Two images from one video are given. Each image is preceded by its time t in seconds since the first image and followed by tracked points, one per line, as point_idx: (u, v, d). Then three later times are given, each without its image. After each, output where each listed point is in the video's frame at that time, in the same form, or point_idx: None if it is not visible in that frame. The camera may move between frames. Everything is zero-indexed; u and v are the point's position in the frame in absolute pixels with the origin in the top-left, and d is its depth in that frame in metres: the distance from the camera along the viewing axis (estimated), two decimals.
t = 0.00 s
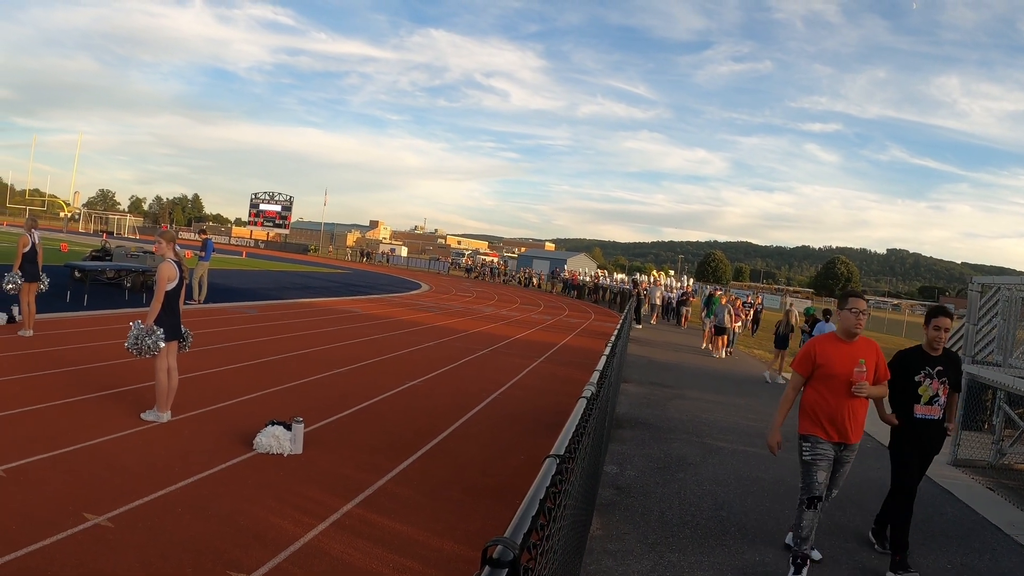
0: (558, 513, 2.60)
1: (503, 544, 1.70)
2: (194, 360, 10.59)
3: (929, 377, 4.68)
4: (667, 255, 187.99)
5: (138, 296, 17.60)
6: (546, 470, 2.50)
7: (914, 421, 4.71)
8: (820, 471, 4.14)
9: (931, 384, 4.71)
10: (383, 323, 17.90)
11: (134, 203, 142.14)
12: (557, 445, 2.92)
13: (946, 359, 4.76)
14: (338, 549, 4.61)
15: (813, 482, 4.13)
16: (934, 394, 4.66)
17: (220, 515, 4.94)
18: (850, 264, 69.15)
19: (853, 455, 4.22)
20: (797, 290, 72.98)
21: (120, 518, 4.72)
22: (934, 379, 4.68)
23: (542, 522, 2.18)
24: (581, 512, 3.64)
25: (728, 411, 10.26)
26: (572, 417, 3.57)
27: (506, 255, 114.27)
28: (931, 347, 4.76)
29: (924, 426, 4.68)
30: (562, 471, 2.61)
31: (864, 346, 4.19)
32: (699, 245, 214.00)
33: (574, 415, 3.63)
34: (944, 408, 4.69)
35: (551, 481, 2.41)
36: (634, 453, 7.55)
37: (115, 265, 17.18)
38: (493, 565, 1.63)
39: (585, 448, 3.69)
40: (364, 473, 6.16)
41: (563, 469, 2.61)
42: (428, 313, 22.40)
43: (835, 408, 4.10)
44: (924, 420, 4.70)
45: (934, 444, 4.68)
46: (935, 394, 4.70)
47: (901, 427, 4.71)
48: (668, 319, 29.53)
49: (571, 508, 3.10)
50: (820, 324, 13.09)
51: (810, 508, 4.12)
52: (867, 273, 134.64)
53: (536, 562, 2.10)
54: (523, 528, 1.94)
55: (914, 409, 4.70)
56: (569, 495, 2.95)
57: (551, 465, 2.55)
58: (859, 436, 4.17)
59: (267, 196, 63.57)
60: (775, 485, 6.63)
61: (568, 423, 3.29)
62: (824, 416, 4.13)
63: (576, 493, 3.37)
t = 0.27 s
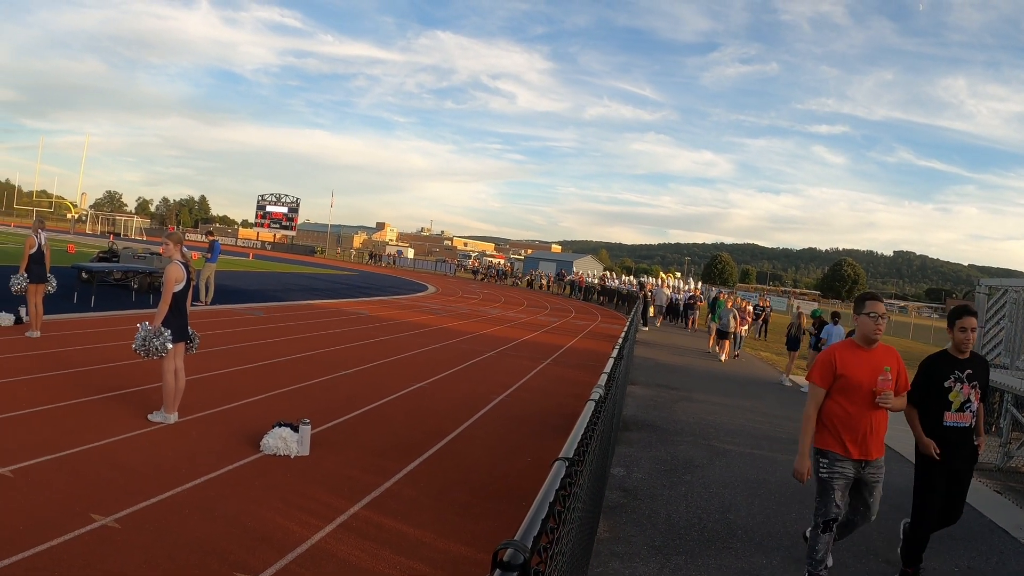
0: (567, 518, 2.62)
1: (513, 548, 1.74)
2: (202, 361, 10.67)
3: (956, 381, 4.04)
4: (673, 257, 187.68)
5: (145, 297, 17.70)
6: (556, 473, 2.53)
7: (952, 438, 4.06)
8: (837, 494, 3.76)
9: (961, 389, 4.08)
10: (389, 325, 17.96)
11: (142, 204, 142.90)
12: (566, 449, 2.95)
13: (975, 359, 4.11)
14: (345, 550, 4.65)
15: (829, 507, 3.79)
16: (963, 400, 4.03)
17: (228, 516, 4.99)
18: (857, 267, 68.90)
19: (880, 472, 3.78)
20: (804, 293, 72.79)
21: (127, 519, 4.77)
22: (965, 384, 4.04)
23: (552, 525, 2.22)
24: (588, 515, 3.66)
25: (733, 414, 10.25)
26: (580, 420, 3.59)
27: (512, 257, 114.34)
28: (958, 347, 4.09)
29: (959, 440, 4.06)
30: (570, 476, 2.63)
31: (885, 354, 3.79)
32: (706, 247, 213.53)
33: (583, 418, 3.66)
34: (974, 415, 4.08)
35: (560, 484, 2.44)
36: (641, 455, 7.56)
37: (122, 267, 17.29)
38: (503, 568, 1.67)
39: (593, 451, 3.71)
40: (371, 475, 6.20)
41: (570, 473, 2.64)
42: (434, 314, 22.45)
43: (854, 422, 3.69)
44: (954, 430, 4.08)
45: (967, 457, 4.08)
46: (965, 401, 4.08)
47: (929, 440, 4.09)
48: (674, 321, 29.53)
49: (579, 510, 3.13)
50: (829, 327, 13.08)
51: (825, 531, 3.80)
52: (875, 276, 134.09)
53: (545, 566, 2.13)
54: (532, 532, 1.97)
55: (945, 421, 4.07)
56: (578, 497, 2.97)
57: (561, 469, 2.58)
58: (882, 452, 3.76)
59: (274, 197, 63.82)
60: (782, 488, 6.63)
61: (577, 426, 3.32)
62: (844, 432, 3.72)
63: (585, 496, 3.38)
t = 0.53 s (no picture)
0: (574, 519, 2.64)
1: (523, 550, 1.78)
2: (208, 362, 10.72)
3: (989, 394, 3.80)
4: (679, 259, 187.42)
5: (152, 298, 17.81)
6: (563, 475, 2.56)
7: (980, 453, 3.83)
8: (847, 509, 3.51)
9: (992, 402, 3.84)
10: (395, 326, 18.01)
11: (149, 205, 143.55)
12: (574, 451, 2.97)
13: (1009, 370, 3.85)
14: (351, 551, 4.68)
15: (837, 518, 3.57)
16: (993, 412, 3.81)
17: (234, 517, 5.03)
18: (863, 269, 68.73)
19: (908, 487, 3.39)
20: (809, 295, 72.66)
21: (133, 519, 4.81)
22: (997, 397, 3.80)
23: (560, 528, 2.25)
24: (595, 516, 3.68)
25: (739, 416, 10.25)
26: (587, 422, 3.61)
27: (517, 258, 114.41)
28: (991, 357, 3.84)
29: (990, 456, 3.83)
30: (577, 479, 2.65)
31: (912, 363, 3.44)
32: (711, 249, 213.16)
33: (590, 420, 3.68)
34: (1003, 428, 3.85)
35: (568, 486, 2.46)
36: (647, 457, 7.57)
37: (129, 268, 17.40)
38: (513, 571, 1.71)
39: (600, 453, 3.73)
40: (377, 476, 6.22)
41: (578, 475, 2.67)
42: (440, 316, 22.49)
43: (884, 435, 3.33)
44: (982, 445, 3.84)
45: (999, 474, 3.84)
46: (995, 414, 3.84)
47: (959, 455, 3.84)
48: (679, 323, 29.53)
49: (586, 512, 3.15)
50: (836, 329, 13.08)
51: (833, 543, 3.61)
52: (881, 278, 133.65)
53: (554, 567, 2.15)
54: (541, 534, 2.00)
55: (973, 434, 3.83)
56: (585, 499, 2.99)
57: (568, 471, 2.60)
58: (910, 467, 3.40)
59: (280, 198, 64.04)
60: (789, 490, 6.63)
61: (584, 428, 3.34)
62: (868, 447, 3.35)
63: (592, 498, 3.41)
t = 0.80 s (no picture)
0: (580, 520, 2.65)
1: (528, 550, 1.79)
2: (213, 362, 10.76)
3: None
4: (682, 259, 187.29)
5: (155, 297, 17.88)
6: (569, 475, 2.57)
7: None
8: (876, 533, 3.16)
9: None
10: (398, 326, 18.05)
11: (153, 205, 143.97)
12: (579, 450, 2.98)
13: None
14: (354, 551, 4.70)
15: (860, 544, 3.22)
16: None
17: (237, 517, 5.04)
18: (867, 268, 68.63)
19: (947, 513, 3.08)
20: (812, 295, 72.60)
21: (136, 519, 4.84)
22: None
23: (565, 527, 2.26)
24: (600, 515, 3.69)
25: (742, 416, 10.26)
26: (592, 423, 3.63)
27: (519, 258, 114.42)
28: None
29: None
30: (582, 479, 2.67)
31: (959, 375, 3.09)
32: (714, 249, 212.95)
33: (595, 421, 3.69)
34: None
35: (573, 486, 2.48)
36: (650, 457, 7.58)
37: (133, 267, 17.47)
38: (518, 571, 1.72)
39: (604, 454, 3.74)
40: (381, 476, 6.24)
41: (583, 475, 2.68)
42: (443, 315, 22.53)
43: (924, 453, 3.00)
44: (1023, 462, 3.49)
45: None
46: None
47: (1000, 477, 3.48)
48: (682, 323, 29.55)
49: (591, 511, 3.16)
50: (839, 328, 13.08)
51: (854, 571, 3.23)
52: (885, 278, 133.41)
53: (559, 568, 2.17)
54: (546, 534, 2.02)
55: (1014, 452, 3.48)
56: (590, 499, 3.01)
57: (573, 470, 2.62)
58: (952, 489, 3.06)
59: (283, 198, 64.21)
60: (793, 490, 6.63)
61: (588, 428, 3.36)
62: (906, 466, 3.02)
63: (596, 498, 3.42)
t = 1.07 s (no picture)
0: (589, 521, 2.69)
1: (539, 552, 1.83)
2: (221, 364, 10.84)
3: None
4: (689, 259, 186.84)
5: (164, 300, 18.01)
6: (578, 477, 2.60)
7: None
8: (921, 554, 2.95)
9: None
10: (406, 327, 18.11)
11: (161, 208, 144.80)
12: (588, 452, 3.01)
13: None
14: (362, 553, 4.74)
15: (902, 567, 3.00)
16: None
17: (246, 519, 5.09)
18: (875, 268, 68.28)
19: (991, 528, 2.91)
20: (820, 294, 72.31)
21: (146, 521, 4.89)
22: None
23: (575, 530, 2.29)
24: (609, 517, 3.72)
25: (750, 416, 10.26)
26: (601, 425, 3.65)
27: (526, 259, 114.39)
28: None
29: None
30: (592, 482, 2.70)
31: (1007, 379, 2.90)
32: (721, 249, 212.36)
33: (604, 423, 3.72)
34: None
35: (582, 489, 2.51)
36: (659, 458, 7.60)
37: (140, 270, 17.60)
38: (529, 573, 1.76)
39: (614, 455, 3.77)
40: (390, 478, 6.28)
41: (592, 477, 2.71)
42: (450, 317, 22.59)
43: (964, 463, 2.84)
44: None
45: None
46: None
47: None
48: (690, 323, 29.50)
49: (601, 513, 3.19)
50: (847, 329, 13.05)
51: None
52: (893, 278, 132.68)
53: (569, 569, 2.20)
54: (557, 536, 2.05)
55: None
56: (600, 500, 3.04)
57: (583, 473, 2.65)
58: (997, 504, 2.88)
59: (290, 200, 64.46)
60: (801, 491, 6.64)
61: (597, 429, 3.38)
62: (945, 476, 2.88)
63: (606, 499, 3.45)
